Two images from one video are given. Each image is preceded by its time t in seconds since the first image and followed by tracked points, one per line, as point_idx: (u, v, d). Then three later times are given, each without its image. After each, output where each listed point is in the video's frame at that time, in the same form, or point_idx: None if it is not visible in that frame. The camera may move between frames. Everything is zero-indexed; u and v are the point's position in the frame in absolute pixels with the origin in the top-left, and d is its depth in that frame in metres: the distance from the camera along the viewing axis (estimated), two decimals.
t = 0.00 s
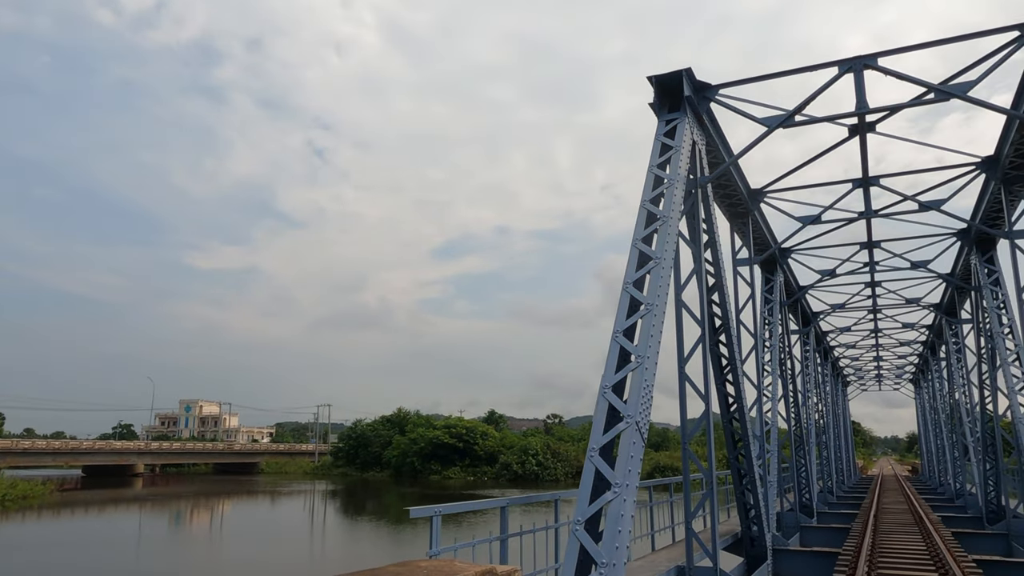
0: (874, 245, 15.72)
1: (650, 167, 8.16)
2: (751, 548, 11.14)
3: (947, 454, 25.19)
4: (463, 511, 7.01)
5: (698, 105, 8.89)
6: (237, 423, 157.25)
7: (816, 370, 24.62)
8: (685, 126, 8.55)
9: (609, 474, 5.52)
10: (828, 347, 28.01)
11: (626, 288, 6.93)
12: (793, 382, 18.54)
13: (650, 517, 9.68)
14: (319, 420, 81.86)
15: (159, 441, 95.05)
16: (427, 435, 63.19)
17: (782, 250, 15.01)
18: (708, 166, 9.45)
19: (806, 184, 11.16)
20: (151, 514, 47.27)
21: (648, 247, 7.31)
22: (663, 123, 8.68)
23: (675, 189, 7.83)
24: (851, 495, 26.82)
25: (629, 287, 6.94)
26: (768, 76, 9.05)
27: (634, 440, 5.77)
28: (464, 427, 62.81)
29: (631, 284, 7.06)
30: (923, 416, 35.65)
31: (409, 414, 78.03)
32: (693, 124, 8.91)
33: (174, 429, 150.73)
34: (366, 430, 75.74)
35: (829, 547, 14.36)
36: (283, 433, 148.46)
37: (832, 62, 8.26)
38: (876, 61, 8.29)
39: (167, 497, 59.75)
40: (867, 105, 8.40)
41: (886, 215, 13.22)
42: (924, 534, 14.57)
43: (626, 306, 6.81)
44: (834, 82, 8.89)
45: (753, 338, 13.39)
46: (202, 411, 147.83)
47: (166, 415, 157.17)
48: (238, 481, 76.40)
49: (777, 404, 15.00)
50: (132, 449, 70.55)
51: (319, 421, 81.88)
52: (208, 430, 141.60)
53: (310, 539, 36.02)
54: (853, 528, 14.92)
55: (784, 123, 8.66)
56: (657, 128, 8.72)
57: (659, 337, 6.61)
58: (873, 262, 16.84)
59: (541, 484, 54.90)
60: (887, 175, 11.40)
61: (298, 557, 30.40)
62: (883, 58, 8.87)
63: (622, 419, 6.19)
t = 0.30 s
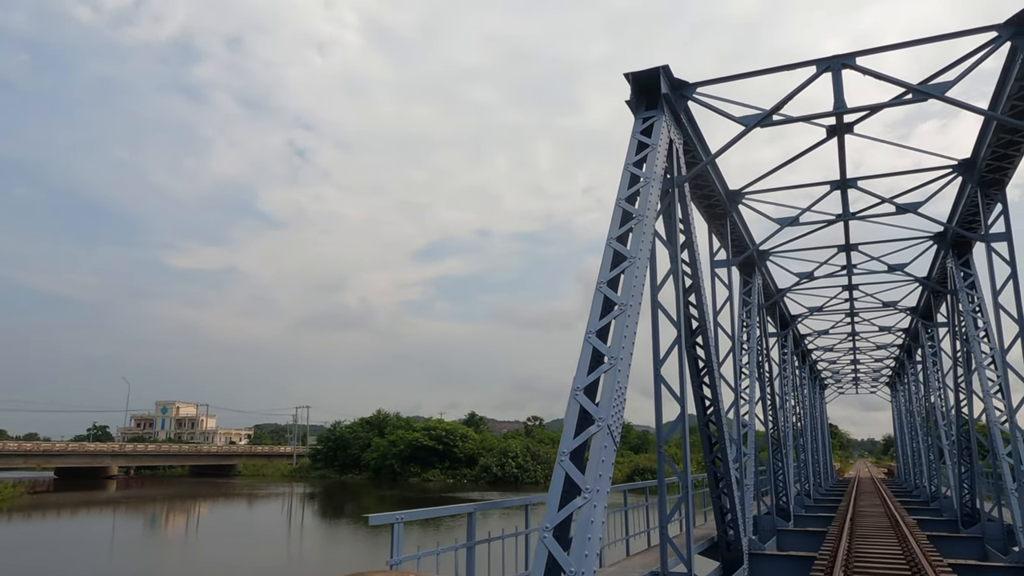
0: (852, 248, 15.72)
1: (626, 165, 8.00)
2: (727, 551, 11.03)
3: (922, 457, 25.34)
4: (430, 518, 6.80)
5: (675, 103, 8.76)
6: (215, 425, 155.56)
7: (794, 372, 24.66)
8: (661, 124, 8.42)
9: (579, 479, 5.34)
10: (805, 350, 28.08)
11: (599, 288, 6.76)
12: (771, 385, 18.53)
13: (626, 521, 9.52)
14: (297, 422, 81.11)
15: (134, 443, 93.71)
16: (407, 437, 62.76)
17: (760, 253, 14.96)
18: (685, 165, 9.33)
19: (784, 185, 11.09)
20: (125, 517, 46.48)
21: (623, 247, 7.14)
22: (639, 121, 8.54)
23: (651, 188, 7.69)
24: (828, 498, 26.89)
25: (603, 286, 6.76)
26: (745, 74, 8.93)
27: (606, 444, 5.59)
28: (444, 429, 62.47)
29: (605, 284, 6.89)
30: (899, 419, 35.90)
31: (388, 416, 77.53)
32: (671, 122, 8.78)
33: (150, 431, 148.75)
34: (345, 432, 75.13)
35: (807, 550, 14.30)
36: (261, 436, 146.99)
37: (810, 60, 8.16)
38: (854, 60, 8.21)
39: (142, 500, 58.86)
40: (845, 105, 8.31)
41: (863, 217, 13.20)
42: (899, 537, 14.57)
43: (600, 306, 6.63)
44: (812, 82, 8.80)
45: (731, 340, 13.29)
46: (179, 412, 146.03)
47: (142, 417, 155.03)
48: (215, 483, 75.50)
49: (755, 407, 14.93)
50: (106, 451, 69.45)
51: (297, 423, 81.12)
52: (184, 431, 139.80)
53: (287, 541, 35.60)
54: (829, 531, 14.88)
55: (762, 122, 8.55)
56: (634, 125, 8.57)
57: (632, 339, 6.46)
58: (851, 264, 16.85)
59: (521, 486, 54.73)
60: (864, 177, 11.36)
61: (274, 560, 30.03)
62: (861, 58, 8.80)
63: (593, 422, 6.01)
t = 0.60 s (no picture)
0: (825, 248, 15.72)
1: (597, 158, 7.84)
2: (699, 552, 10.92)
3: (894, 458, 25.49)
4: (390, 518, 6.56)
5: (647, 97, 8.62)
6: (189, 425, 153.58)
7: (768, 373, 24.69)
8: (634, 118, 8.27)
9: (543, 479, 5.15)
10: (779, 351, 28.19)
11: (567, 283, 6.58)
12: (745, 385, 18.50)
13: (596, 522, 9.35)
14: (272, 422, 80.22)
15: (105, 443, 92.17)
16: (383, 437, 62.26)
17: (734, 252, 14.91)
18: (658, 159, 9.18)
19: (757, 184, 11.02)
20: (96, 519, 45.57)
21: (592, 241, 6.98)
22: (611, 114, 8.39)
23: (622, 182, 7.53)
24: (801, 497, 27.03)
25: (571, 281, 6.59)
26: (718, 69, 8.81)
27: (571, 443, 5.42)
28: (421, 429, 62.05)
29: (573, 279, 6.72)
30: (872, 419, 36.17)
31: (364, 417, 76.92)
32: (643, 116, 8.64)
33: (122, 431, 146.55)
34: (320, 433, 74.41)
35: (779, 551, 14.24)
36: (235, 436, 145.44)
37: (784, 54, 8.06)
38: (828, 54, 8.12)
39: (113, 501, 57.78)
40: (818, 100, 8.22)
41: (836, 216, 13.18)
42: (871, 537, 14.57)
43: (567, 302, 6.45)
44: (785, 77, 8.70)
45: (705, 339, 13.19)
46: (152, 412, 144.06)
47: (114, 417, 152.68)
48: (188, 484, 74.42)
49: (729, 407, 14.87)
50: (77, 451, 68.25)
51: (272, 423, 80.23)
52: (157, 431, 137.74)
53: (262, 542, 35.15)
54: (801, 531, 14.87)
55: (735, 116, 8.44)
56: (606, 119, 8.42)
57: (600, 335, 6.29)
58: (825, 265, 16.86)
59: (497, 487, 54.53)
60: (837, 177, 11.32)
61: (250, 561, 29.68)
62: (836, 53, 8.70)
63: (558, 420, 5.82)
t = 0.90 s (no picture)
0: (797, 250, 15.73)
1: (564, 153, 7.67)
2: (668, 555, 10.81)
3: (863, 458, 25.67)
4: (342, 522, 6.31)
5: (617, 92, 8.48)
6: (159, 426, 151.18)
7: (740, 374, 24.75)
8: (602, 113, 8.12)
9: (500, 482, 4.96)
10: (752, 352, 28.29)
11: (531, 280, 6.40)
12: (717, 386, 18.48)
13: (562, 524, 9.19)
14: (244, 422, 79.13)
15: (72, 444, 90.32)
16: (357, 438, 61.65)
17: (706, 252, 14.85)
18: (627, 156, 9.04)
19: (728, 184, 10.94)
20: (62, 521, 44.50)
21: (557, 238, 6.80)
22: (580, 110, 8.24)
23: (589, 178, 7.38)
24: (772, 499, 27.14)
25: (535, 278, 6.40)
26: (688, 65, 8.70)
27: (529, 445, 5.24)
28: (395, 430, 61.54)
29: (537, 276, 6.53)
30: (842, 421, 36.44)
31: (337, 417, 76.17)
32: (612, 112, 8.50)
33: (90, 431, 143.86)
34: (293, 433, 73.51)
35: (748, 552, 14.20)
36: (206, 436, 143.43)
37: (754, 51, 7.96)
38: (798, 52, 8.04)
39: (79, 502, 56.53)
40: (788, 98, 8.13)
41: (807, 218, 13.17)
42: (839, 539, 14.59)
43: (530, 299, 6.27)
44: (755, 75, 8.60)
45: (675, 339, 13.09)
46: (121, 413, 141.63)
47: (81, 418, 149.79)
48: (157, 485, 73.17)
49: (699, 409, 14.80)
50: (43, 451, 66.72)
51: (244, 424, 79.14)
52: (127, 431, 135.30)
53: (232, 544, 34.59)
54: (770, 533, 14.83)
55: (705, 114, 8.32)
56: (574, 114, 8.26)
57: (563, 334, 6.11)
58: (796, 266, 16.87)
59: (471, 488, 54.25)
60: (808, 177, 11.28)
61: (219, 563, 29.21)
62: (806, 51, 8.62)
63: (518, 421, 5.65)
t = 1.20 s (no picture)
0: (768, 250, 15.75)
1: (532, 148, 7.51)
2: (636, 557, 10.71)
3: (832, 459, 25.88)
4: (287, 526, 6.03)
5: (586, 87, 8.35)
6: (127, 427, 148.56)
7: (712, 375, 24.81)
8: (571, 108, 7.99)
9: (457, 484, 4.80)
10: (724, 353, 28.41)
11: (495, 276, 6.22)
12: (688, 387, 18.46)
13: (528, 526, 9.03)
14: (215, 423, 77.98)
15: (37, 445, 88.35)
16: (329, 438, 60.97)
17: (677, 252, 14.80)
18: (597, 152, 8.92)
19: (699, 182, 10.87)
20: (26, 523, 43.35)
21: (523, 233, 6.63)
22: (549, 104, 8.10)
23: (556, 173, 7.23)
24: (743, 499, 27.24)
25: (499, 275, 6.23)
26: (658, 61, 8.59)
27: (490, 445, 5.08)
28: (367, 430, 60.98)
29: (502, 272, 6.35)
30: (813, 421, 36.72)
31: (310, 417, 75.38)
32: (581, 107, 8.37)
33: (56, 431, 140.96)
34: (264, 433, 72.57)
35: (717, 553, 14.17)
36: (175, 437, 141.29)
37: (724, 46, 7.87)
38: (768, 48, 7.97)
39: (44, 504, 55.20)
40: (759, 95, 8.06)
41: (777, 218, 13.16)
42: (807, 539, 14.62)
43: (494, 296, 6.09)
44: (725, 71, 8.51)
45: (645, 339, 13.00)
46: (88, 413, 138.96)
47: (47, 418, 146.70)
48: (125, 487, 71.83)
49: (670, 409, 14.74)
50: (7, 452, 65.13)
51: (214, 424, 78.00)
52: (94, 432, 132.77)
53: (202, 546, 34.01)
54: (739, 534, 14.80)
55: (675, 110, 8.22)
56: (543, 108, 8.11)
57: (526, 332, 5.95)
58: (766, 267, 16.91)
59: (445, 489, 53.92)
60: (779, 177, 11.26)
61: (188, 565, 28.70)
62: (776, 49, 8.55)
63: (478, 421, 5.48)
